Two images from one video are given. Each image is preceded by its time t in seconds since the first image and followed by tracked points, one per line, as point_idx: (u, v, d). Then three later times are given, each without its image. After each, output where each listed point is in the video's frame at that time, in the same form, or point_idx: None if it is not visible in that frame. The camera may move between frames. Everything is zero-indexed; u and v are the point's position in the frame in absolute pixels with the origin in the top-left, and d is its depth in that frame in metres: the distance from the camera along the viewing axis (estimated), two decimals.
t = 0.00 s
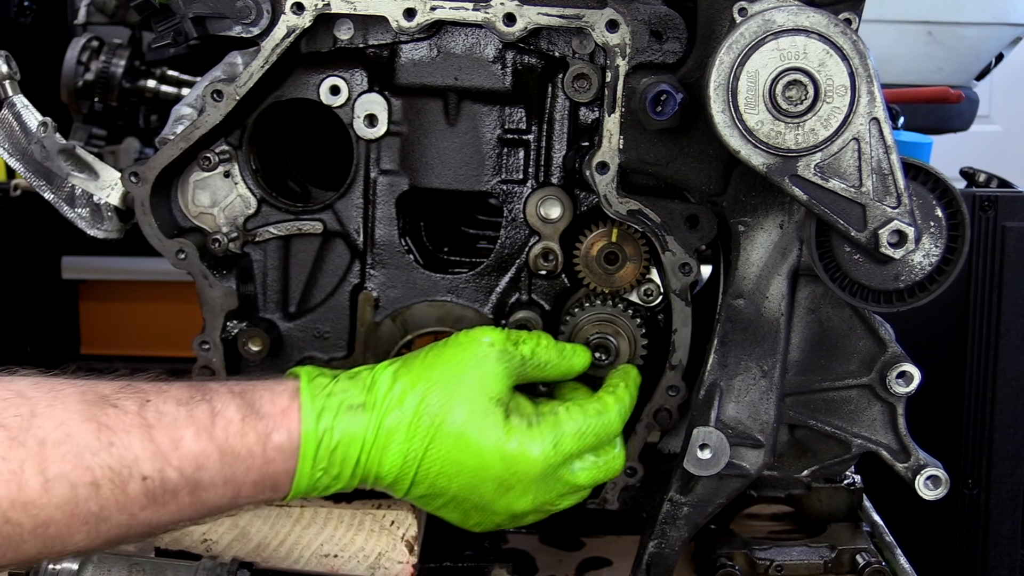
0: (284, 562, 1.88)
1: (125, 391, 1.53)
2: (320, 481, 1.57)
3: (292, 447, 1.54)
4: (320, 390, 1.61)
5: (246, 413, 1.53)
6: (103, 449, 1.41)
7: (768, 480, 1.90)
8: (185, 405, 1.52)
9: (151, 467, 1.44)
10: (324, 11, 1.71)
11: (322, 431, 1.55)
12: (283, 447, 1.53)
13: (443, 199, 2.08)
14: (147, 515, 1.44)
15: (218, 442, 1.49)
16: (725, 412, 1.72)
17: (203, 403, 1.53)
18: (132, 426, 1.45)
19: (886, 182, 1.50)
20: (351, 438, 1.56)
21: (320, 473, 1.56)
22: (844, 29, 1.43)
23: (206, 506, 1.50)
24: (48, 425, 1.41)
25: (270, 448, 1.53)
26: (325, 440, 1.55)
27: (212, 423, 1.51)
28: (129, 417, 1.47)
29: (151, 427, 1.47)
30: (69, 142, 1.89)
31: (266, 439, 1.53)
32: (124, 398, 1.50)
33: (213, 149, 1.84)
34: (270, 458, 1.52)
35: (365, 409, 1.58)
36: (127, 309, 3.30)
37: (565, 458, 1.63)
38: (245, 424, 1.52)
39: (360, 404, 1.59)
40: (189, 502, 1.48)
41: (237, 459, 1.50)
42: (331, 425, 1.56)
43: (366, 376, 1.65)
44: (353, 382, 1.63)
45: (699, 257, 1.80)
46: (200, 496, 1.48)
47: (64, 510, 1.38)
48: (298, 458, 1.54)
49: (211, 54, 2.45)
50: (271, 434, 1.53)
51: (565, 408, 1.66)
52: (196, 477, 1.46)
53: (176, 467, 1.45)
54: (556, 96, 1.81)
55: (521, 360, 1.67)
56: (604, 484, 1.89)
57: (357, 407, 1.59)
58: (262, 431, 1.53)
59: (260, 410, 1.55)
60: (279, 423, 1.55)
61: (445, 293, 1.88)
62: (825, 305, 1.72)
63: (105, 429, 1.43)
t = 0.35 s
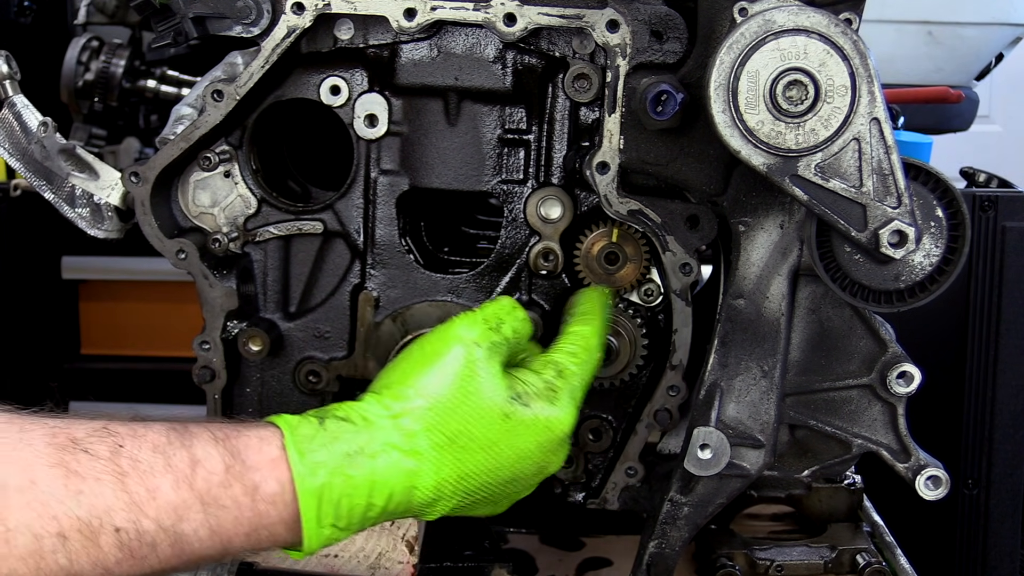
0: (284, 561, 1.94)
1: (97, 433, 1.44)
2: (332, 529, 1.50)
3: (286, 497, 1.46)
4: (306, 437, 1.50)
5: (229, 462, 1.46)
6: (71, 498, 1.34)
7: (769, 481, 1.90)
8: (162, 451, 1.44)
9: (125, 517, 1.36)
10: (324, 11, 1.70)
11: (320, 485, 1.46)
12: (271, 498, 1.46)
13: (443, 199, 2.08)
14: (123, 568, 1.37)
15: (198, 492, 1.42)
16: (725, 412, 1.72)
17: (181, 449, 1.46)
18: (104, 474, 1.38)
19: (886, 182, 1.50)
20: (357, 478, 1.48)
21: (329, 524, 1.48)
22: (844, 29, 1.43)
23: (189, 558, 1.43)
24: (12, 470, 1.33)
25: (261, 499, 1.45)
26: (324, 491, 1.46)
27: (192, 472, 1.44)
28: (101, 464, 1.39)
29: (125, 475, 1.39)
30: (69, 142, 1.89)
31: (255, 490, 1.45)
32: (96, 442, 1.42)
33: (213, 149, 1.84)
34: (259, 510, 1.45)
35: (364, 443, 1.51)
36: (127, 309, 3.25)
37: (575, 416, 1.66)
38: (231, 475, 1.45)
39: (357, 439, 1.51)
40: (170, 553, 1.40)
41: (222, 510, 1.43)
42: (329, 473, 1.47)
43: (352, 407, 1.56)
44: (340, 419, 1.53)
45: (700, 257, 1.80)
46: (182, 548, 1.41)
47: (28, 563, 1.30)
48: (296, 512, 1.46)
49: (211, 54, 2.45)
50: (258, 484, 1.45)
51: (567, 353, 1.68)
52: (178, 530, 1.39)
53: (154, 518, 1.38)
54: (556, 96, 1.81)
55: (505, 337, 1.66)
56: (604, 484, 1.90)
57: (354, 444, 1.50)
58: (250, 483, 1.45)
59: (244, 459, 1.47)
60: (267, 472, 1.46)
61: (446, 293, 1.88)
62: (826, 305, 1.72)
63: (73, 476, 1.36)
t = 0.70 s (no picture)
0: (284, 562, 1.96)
1: (98, 456, 1.37)
2: (344, 544, 1.44)
3: (294, 513, 1.41)
4: (315, 447, 1.49)
5: (234, 478, 1.40)
6: (72, 518, 1.25)
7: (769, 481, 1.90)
8: (166, 471, 1.38)
9: (127, 539, 1.27)
10: (323, 11, 1.70)
11: (336, 494, 1.42)
12: (279, 514, 1.40)
13: (443, 199, 2.08)
14: None
15: (202, 511, 1.35)
16: (725, 412, 1.72)
17: (185, 469, 1.40)
18: (106, 494, 1.30)
19: (885, 182, 1.50)
20: (369, 483, 1.46)
21: (344, 537, 1.43)
22: (843, 29, 1.43)
23: None
24: (11, 489, 1.24)
25: (267, 516, 1.39)
26: (341, 502, 1.43)
27: (196, 491, 1.37)
28: (104, 484, 1.31)
29: (127, 494, 1.31)
30: (69, 142, 1.89)
31: (260, 507, 1.39)
32: (98, 463, 1.35)
33: (213, 149, 1.84)
34: (265, 528, 1.38)
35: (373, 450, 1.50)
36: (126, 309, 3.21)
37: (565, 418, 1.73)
38: (234, 492, 1.39)
39: (369, 449, 1.50)
40: None
41: (226, 529, 1.36)
42: (342, 480, 1.44)
43: (350, 425, 1.56)
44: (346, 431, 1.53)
45: (699, 257, 1.80)
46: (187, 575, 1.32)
47: None
48: (308, 527, 1.41)
49: (211, 54, 2.45)
50: (265, 502, 1.39)
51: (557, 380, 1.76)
52: (182, 550, 1.31)
53: (157, 539, 1.30)
54: (555, 96, 1.81)
55: (491, 347, 1.71)
56: (604, 484, 1.89)
57: (367, 450, 1.49)
58: (255, 499, 1.39)
59: (248, 475, 1.42)
60: (270, 490, 1.41)
61: (445, 293, 1.89)
62: (825, 305, 1.72)
63: (74, 495, 1.27)
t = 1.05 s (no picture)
0: (285, 563, 1.93)
1: (104, 444, 1.43)
2: (331, 527, 1.51)
3: (296, 502, 1.46)
4: (325, 435, 1.53)
5: (239, 469, 1.45)
6: (80, 507, 1.32)
7: (769, 480, 1.92)
8: (172, 459, 1.44)
9: (132, 526, 1.34)
10: (324, 11, 1.70)
11: (333, 485, 1.48)
12: (280, 504, 1.45)
13: (443, 199, 2.08)
14: None
15: (206, 500, 1.41)
16: (725, 412, 1.72)
17: (191, 457, 1.45)
18: (113, 482, 1.36)
19: (885, 182, 1.50)
20: (365, 473, 1.51)
21: (332, 525, 1.50)
22: (843, 29, 1.43)
23: (195, 566, 1.41)
24: (20, 480, 1.31)
25: (269, 505, 1.44)
26: (336, 489, 1.49)
27: (200, 480, 1.43)
28: (110, 473, 1.38)
29: (133, 482, 1.38)
30: (69, 142, 1.89)
31: (263, 496, 1.44)
32: (104, 452, 1.41)
33: (213, 149, 1.84)
34: (266, 517, 1.44)
35: (378, 445, 1.53)
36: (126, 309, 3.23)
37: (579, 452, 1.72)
38: (239, 481, 1.44)
39: (377, 443, 1.54)
40: (177, 563, 1.39)
41: (230, 518, 1.42)
42: (343, 472, 1.49)
43: (366, 412, 1.60)
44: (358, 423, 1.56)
45: (699, 257, 1.80)
46: (189, 557, 1.40)
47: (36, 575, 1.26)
48: (304, 512, 1.47)
49: (211, 54, 2.45)
50: (268, 491, 1.45)
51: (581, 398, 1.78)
52: (184, 537, 1.38)
53: (160, 527, 1.36)
54: (555, 96, 1.81)
55: (524, 364, 1.70)
56: (604, 484, 1.88)
57: (374, 446, 1.53)
58: (258, 489, 1.44)
59: (255, 467, 1.46)
60: (276, 480, 1.46)
61: (445, 293, 1.88)
62: (825, 305, 1.72)
63: (82, 484, 1.34)
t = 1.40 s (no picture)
0: (284, 562, 1.94)
1: (42, 457, 1.40)
2: (257, 542, 1.49)
3: (223, 517, 1.45)
4: (249, 459, 1.49)
5: (170, 483, 1.43)
6: (16, 521, 1.30)
7: (768, 481, 1.91)
8: (106, 473, 1.41)
9: (67, 539, 1.33)
10: (324, 11, 1.71)
11: (258, 501, 1.46)
12: (210, 518, 1.44)
13: (443, 199, 2.08)
14: None
15: (139, 514, 1.39)
16: (725, 412, 1.72)
17: (124, 472, 1.43)
18: (48, 497, 1.35)
19: (885, 182, 1.49)
20: (291, 495, 1.48)
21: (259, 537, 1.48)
22: (843, 29, 1.43)
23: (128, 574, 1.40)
24: None
25: (198, 518, 1.43)
26: (262, 509, 1.46)
27: (133, 494, 1.40)
28: (45, 487, 1.35)
29: (68, 497, 1.36)
30: (69, 142, 1.89)
31: (194, 511, 1.43)
32: (40, 465, 1.39)
33: (213, 149, 1.84)
34: (196, 529, 1.43)
35: (306, 469, 1.50)
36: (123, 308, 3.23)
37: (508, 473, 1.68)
38: (170, 497, 1.42)
39: (302, 463, 1.51)
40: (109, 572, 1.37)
41: (162, 530, 1.40)
42: (269, 495, 1.46)
43: (291, 433, 1.56)
44: (285, 442, 1.53)
45: (699, 257, 1.80)
46: (122, 567, 1.38)
47: None
48: (230, 526, 1.46)
49: (211, 54, 2.45)
50: (196, 505, 1.43)
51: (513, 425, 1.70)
52: (117, 549, 1.36)
53: (94, 539, 1.35)
54: (555, 96, 1.81)
55: (461, 391, 1.67)
56: (604, 484, 1.91)
57: (298, 465, 1.50)
58: (190, 503, 1.43)
59: (184, 480, 1.44)
60: (206, 494, 1.45)
61: (446, 293, 1.89)
62: (825, 304, 1.72)
63: (18, 499, 1.32)
